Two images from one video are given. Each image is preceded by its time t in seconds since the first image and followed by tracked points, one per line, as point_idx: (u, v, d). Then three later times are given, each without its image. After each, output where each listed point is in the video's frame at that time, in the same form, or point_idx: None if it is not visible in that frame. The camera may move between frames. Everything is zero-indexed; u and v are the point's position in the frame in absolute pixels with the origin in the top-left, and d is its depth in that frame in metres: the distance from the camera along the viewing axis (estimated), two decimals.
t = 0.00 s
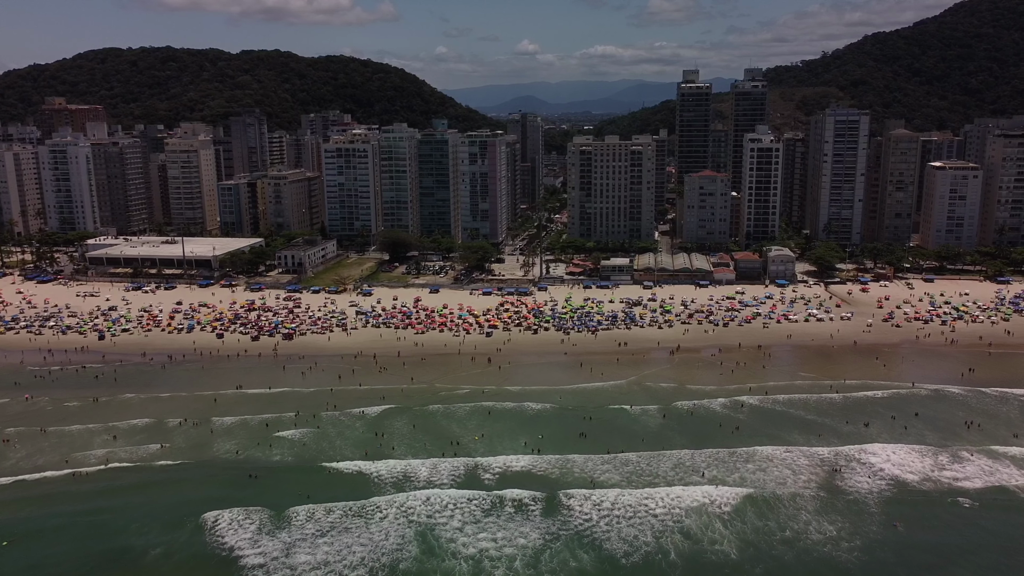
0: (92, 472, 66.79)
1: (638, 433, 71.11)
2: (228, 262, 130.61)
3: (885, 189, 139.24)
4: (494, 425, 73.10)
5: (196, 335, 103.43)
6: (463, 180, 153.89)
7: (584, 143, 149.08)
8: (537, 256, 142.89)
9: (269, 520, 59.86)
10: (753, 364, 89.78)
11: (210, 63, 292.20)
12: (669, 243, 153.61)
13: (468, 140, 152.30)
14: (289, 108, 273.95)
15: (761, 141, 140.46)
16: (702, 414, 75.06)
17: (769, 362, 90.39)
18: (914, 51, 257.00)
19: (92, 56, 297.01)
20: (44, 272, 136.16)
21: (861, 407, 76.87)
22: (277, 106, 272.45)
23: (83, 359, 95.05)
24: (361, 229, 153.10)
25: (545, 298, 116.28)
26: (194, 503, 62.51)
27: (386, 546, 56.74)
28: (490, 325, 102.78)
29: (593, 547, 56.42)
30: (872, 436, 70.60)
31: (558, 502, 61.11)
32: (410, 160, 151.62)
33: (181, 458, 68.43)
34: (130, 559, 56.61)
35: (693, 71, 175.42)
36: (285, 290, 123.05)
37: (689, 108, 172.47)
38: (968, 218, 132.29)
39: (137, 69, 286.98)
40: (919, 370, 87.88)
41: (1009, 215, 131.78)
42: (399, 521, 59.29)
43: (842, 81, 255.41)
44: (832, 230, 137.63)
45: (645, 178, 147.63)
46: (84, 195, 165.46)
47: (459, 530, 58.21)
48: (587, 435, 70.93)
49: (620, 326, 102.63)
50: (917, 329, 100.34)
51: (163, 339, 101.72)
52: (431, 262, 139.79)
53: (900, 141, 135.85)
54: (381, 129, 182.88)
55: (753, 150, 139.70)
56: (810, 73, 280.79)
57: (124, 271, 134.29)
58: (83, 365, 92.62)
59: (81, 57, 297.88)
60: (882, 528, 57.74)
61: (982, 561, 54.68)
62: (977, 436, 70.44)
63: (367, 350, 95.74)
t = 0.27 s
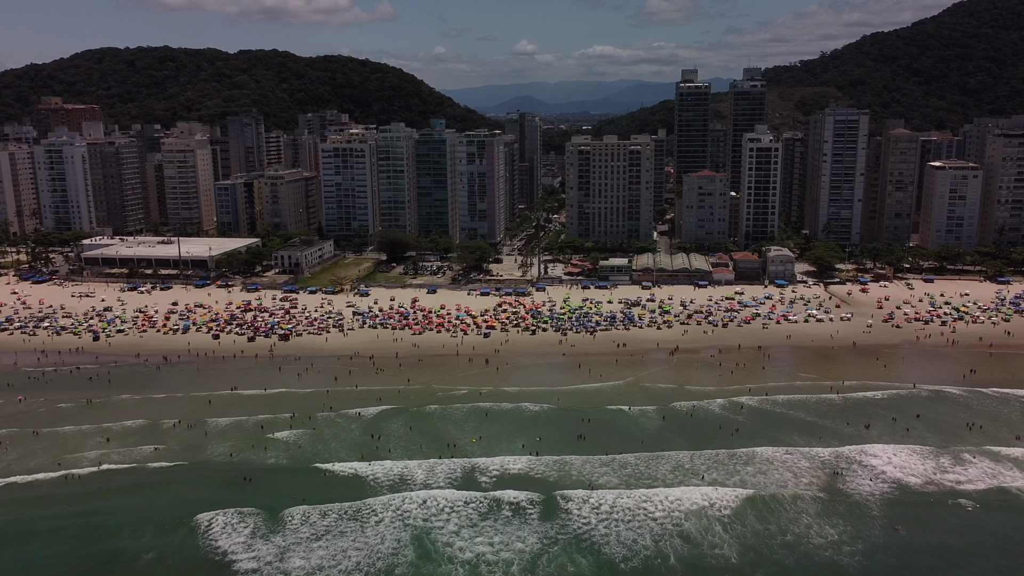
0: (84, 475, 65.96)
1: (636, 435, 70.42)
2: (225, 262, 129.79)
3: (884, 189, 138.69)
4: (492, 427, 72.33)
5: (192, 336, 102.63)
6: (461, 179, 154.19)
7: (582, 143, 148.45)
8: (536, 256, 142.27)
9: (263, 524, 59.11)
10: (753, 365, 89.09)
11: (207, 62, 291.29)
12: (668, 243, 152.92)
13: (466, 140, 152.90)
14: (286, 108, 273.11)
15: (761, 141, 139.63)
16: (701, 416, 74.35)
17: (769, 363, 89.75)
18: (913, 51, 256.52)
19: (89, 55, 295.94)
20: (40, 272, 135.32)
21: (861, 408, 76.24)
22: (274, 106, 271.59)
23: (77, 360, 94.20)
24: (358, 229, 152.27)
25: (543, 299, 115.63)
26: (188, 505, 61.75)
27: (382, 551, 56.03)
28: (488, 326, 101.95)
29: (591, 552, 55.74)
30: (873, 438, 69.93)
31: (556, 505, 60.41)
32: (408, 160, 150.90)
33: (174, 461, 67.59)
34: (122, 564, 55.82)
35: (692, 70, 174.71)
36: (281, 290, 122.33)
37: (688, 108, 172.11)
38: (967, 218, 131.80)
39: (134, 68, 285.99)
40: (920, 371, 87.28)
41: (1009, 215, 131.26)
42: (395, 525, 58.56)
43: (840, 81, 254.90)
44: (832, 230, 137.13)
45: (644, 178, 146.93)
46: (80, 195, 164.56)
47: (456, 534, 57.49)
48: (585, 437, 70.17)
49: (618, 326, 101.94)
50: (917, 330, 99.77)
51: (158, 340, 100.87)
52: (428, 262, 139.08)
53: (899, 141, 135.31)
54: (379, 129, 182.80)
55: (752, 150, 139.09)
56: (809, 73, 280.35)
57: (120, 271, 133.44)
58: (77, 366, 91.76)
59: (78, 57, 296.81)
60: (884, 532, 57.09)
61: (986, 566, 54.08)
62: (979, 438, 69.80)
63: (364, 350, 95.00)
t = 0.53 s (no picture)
0: (76, 478, 65.13)
1: (635, 437, 69.75)
2: (221, 262, 128.93)
3: (884, 189, 138.13)
4: (488, 429, 71.60)
5: (187, 337, 101.85)
6: (458, 180, 153.38)
7: (580, 143, 147.70)
8: (534, 257, 141.66)
9: (257, 528, 58.36)
10: (752, 366, 88.43)
11: (205, 62, 290.48)
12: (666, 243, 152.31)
13: (464, 139, 151.32)
14: (284, 107, 272.30)
15: (760, 140, 139.13)
16: (700, 418, 73.69)
17: (769, 364, 89.10)
18: (912, 51, 256.10)
19: (87, 55, 294.92)
20: (35, 273, 134.47)
21: (862, 410, 75.62)
22: (272, 106, 270.83)
23: (71, 361, 93.37)
24: (355, 229, 151.54)
25: (541, 299, 114.96)
26: (182, 509, 60.99)
27: (377, 555, 55.32)
28: (486, 327, 101.31)
29: (590, 557, 55.05)
30: (874, 441, 69.29)
31: (555, 509, 59.69)
32: (405, 160, 150.19)
33: (167, 463, 66.76)
34: (114, 568, 55.06)
35: (691, 70, 174.02)
36: (278, 291, 121.56)
37: (687, 108, 171.49)
38: (967, 218, 131.31)
39: (132, 68, 285.02)
40: (921, 372, 86.67)
41: (1009, 215, 130.75)
42: (391, 529, 57.86)
43: (839, 81, 254.52)
44: (831, 230, 136.59)
45: (642, 177, 146.27)
46: (75, 194, 163.69)
47: (452, 538, 56.79)
48: (584, 440, 69.40)
49: (617, 327, 101.31)
50: (917, 331, 99.19)
51: (153, 341, 100.06)
52: (426, 262, 138.43)
53: (899, 141, 134.74)
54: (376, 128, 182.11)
55: (751, 150, 138.49)
56: (807, 73, 279.95)
57: (115, 271, 132.62)
58: (71, 368, 90.96)
59: (75, 57, 295.84)
60: (886, 536, 56.44)
61: (989, 570, 53.47)
62: (980, 440, 69.19)
63: (360, 352, 94.28)
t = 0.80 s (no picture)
0: (67, 480, 64.29)
1: (633, 439, 69.05)
2: (217, 262, 128.10)
3: (883, 189, 137.53)
4: (485, 431, 70.83)
5: (182, 338, 101.11)
6: (456, 179, 150.99)
7: (578, 142, 146.95)
8: (532, 257, 141.09)
9: (251, 531, 57.56)
10: (751, 367, 87.76)
11: (202, 62, 289.56)
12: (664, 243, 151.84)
13: (461, 139, 149.28)
14: (282, 107, 271.63)
15: (759, 140, 138.74)
16: (699, 419, 73.03)
17: (768, 365, 88.44)
18: (910, 51, 255.69)
19: (84, 54, 293.85)
20: (29, 273, 133.59)
21: (862, 412, 74.95)
22: (270, 105, 270.05)
23: (65, 362, 92.63)
24: (352, 229, 150.84)
25: (539, 300, 114.22)
26: (175, 512, 60.16)
27: (372, 560, 54.60)
28: (483, 328, 100.59)
29: (588, 561, 54.36)
30: (875, 443, 68.63)
31: (554, 512, 58.95)
32: (403, 160, 149.40)
33: (160, 466, 65.93)
34: (105, 572, 54.28)
35: (690, 69, 173.31)
36: (274, 291, 120.81)
37: (685, 108, 170.72)
38: (967, 218, 130.82)
39: (129, 68, 284.15)
40: (921, 374, 86.09)
41: (1009, 215, 130.21)
42: (386, 533, 57.14)
43: (838, 81, 254.11)
44: (830, 231, 136.03)
45: (641, 177, 145.78)
46: (71, 194, 162.86)
47: (448, 542, 56.10)
48: (582, 442, 68.67)
49: (615, 328, 100.63)
50: (917, 332, 98.59)
51: (147, 342, 99.22)
52: (423, 262, 137.77)
53: (899, 141, 134.13)
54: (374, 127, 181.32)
55: (750, 149, 137.91)
56: (806, 73, 279.58)
57: (111, 271, 131.85)
58: (64, 369, 90.18)
59: (73, 56, 294.98)
60: (888, 540, 55.76)
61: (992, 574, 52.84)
62: (982, 442, 68.54)
63: (357, 353, 93.50)
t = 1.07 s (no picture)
0: (58, 483, 63.42)
1: (633, 442, 68.31)
2: (213, 262, 127.22)
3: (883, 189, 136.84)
4: (482, 433, 70.05)
5: (178, 338, 100.29)
6: (454, 179, 150.40)
7: (577, 142, 146.27)
8: (530, 257, 140.36)
9: (244, 535, 56.79)
10: (751, 368, 87.05)
11: (200, 61, 288.57)
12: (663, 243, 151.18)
13: (459, 138, 148.64)
14: (280, 107, 270.78)
15: (758, 140, 138.24)
16: (699, 422, 72.27)
17: (768, 366, 87.75)
18: (909, 51, 255.27)
19: (81, 54, 292.73)
20: (24, 273, 132.68)
21: (863, 414, 74.22)
22: (267, 105, 269.12)
23: (58, 363, 91.80)
24: (350, 229, 150.08)
25: (537, 300, 113.48)
26: (168, 516, 59.32)
27: (367, 565, 53.85)
28: (481, 328, 99.83)
29: (586, 566, 53.66)
30: (876, 445, 67.92)
31: (552, 516, 58.22)
32: (400, 159, 148.55)
33: (153, 468, 65.09)
34: None
35: (688, 68, 172.62)
36: (270, 291, 119.99)
37: (684, 107, 169.95)
38: (967, 219, 130.27)
39: (127, 67, 283.20)
40: (922, 375, 85.44)
41: (1009, 216, 129.66)
42: (381, 537, 56.39)
43: (836, 82, 253.71)
44: (830, 231, 135.40)
45: (639, 177, 145.13)
46: (67, 194, 161.96)
47: (444, 546, 55.39)
48: (581, 444, 67.90)
49: (614, 328, 99.91)
50: (918, 332, 97.94)
51: (142, 343, 98.38)
52: (421, 262, 137.01)
53: (898, 140, 133.50)
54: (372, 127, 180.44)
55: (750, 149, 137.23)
56: (804, 73, 279.13)
57: (106, 271, 130.97)
58: (58, 370, 89.33)
59: (70, 55, 293.93)
60: (891, 544, 55.09)
61: None
62: (985, 445, 67.89)
63: (353, 354, 92.70)
